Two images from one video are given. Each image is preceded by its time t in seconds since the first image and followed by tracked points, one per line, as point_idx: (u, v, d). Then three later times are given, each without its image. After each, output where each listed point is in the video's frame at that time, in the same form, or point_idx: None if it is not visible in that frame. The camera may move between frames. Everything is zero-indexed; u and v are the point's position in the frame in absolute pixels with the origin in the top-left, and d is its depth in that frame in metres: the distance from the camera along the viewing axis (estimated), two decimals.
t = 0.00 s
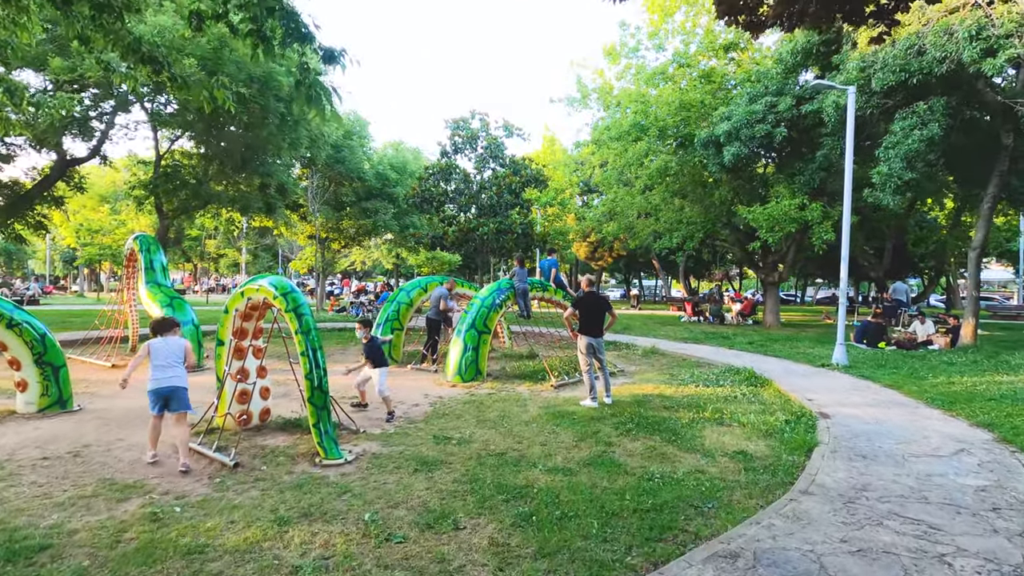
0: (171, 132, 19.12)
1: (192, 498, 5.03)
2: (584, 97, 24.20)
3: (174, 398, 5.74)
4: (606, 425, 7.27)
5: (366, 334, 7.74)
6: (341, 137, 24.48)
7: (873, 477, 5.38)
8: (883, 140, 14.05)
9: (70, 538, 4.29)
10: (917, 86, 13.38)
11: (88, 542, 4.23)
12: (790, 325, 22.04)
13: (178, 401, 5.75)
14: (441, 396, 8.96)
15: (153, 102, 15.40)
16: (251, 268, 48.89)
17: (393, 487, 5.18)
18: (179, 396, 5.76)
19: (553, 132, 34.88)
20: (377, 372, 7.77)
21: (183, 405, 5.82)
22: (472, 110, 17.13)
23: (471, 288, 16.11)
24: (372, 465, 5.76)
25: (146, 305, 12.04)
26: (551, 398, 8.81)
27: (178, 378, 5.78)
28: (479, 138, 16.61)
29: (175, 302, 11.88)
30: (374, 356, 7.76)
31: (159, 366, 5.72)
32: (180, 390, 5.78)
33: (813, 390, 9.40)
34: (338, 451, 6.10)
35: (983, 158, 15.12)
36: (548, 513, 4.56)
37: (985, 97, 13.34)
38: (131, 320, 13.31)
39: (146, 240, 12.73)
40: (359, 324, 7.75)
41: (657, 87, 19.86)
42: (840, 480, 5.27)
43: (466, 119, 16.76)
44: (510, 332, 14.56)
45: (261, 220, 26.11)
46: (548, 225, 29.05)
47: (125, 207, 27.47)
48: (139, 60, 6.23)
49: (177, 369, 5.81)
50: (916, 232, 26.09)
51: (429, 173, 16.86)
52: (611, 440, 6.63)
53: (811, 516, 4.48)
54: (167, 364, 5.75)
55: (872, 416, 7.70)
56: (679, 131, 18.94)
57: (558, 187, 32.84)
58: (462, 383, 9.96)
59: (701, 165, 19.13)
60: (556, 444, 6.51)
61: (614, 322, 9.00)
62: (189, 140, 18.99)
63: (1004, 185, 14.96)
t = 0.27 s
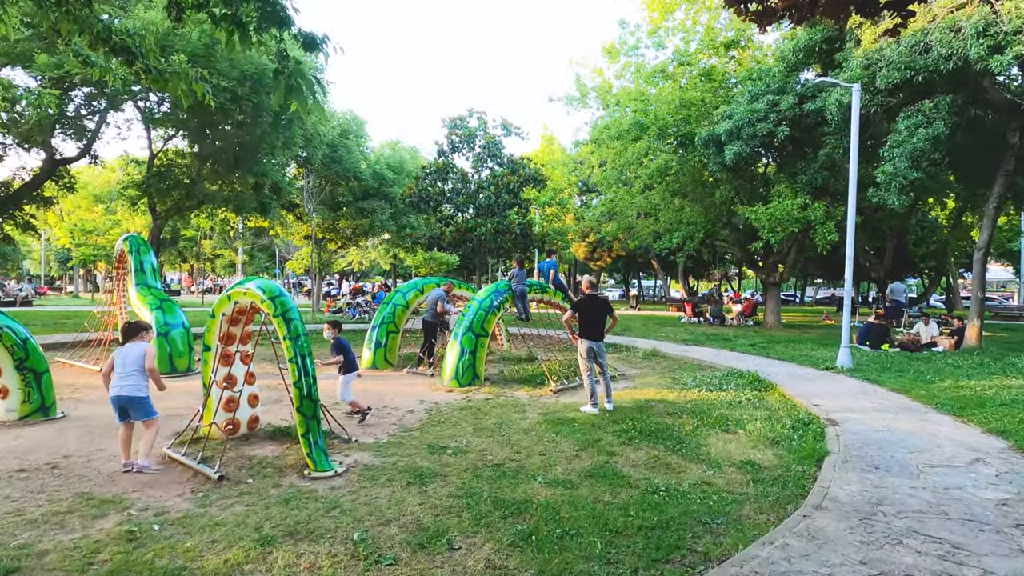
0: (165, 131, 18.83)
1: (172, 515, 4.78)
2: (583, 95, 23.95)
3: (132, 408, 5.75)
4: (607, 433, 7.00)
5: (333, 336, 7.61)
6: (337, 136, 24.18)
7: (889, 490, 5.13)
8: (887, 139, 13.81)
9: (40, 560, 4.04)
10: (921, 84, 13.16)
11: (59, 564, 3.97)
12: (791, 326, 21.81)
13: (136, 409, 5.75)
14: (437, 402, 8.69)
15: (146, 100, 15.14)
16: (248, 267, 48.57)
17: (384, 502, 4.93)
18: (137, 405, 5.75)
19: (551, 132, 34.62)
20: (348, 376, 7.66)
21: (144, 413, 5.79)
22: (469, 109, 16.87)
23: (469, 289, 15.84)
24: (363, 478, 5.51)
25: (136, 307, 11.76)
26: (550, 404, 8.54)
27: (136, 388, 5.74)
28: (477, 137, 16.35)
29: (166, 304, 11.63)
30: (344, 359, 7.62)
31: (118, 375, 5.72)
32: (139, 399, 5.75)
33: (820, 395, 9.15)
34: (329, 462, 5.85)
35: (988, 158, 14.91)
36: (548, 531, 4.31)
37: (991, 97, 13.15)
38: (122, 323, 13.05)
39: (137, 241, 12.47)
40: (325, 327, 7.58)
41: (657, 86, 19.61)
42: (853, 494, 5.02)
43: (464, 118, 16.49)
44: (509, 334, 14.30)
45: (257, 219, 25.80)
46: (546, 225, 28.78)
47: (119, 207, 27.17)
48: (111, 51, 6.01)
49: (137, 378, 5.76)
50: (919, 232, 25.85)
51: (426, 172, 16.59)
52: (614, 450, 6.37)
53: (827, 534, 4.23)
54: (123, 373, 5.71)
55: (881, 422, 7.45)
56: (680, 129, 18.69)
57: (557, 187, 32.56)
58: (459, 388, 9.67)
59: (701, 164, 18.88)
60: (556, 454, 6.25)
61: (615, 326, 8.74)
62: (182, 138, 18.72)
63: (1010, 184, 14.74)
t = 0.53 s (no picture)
0: (157, 128, 18.55)
1: (148, 527, 4.53)
2: (581, 94, 23.72)
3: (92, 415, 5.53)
4: (607, 438, 6.76)
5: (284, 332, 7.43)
6: (333, 135, 23.90)
7: (903, 498, 4.88)
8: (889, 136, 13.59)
9: None
10: (925, 80, 12.94)
11: None
12: (792, 326, 21.58)
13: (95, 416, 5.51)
14: (431, 405, 8.44)
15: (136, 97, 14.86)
16: (245, 268, 48.28)
17: (373, 513, 4.68)
18: (95, 412, 5.51)
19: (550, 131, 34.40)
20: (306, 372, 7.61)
21: (103, 421, 5.55)
22: (466, 106, 16.63)
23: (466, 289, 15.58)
24: (351, 486, 5.26)
25: (124, 308, 11.50)
26: (547, 407, 8.30)
27: (95, 394, 5.50)
28: (474, 134, 16.11)
29: (155, 305, 11.39)
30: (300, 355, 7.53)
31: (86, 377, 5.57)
32: (98, 406, 5.51)
33: (825, 397, 8.90)
34: (317, 469, 5.60)
35: (992, 155, 14.71)
36: (544, 545, 4.07)
37: (994, 93, 12.96)
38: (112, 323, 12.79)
39: (126, 240, 12.22)
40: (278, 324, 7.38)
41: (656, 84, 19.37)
42: (866, 503, 4.78)
43: (460, 115, 16.24)
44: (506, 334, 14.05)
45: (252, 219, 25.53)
46: (545, 225, 28.54)
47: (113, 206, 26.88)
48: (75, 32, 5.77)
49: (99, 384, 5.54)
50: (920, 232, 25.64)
51: (422, 171, 16.34)
52: (615, 456, 6.13)
53: (841, 548, 3.99)
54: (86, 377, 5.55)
55: (890, 425, 7.21)
56: (680, 127, 18.44)
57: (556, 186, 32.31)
58: (455, 391, 9.41)
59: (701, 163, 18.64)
60: (554, 460, 6.00)
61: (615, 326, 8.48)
62: (175, 137, 18.45)
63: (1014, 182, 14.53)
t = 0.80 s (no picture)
0: (149, 126, 18.29)
1: (120, 541, 4.27)
2: (580, 91, 23.45)
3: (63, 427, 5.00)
4: (605, 443, 6.51)
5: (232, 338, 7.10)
6: (329, 133, 23.63)
7: (916, 508, 4.63)
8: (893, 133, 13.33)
9: None
10: (929, 74, 12.70)
11: None
12: (792, 326, 21.35)
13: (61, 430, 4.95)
14: (424, 408, 8.18)
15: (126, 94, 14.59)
16: (242, 267, 48.03)
17: (356, 525, 4.43)
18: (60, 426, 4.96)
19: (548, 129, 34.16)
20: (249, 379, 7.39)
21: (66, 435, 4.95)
22: (462, 103, 16.36)
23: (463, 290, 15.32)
24: (336, 496, 5.01)
25: (112, 308, 11.24)
26: (544, 410, 8.04)
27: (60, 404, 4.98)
28: (470, 131, 15.84)
29: (143, 305, 11.12)
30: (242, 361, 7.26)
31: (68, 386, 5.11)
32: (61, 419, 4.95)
33: (829, 399, 8.66)
34: (302, 477, 5.35)
35: (995, 151, 14.49)
36: (538, 560, 3.83)
37: (999, 88, 12.73)
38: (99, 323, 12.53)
39: (114, 239, 11.96)
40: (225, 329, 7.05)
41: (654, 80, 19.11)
42: (877, 513, 4.54)
43: (457, 112, 15.97)
44: (503, 334, 13.79)
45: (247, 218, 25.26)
46: (544, 224, 28.36)
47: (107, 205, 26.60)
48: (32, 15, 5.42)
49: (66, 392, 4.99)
50: (921, 230, 25.42)
51: (417, 168, 16.07)
52: (614, 462, 5.88)
53: (853, 565, 3.74)
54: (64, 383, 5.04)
55: (898, 428, 6.97)
56: (679, 124, 18.19)
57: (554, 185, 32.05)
58: (449, 393, 9.14)
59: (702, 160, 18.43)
60: (550, 467, 5.75)
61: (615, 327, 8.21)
62: (167, 134, 18.16)
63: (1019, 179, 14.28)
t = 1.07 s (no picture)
0: (141, 125, 18.05)
1: (85, 558, 4.04)
2: (577, 90, 23.22)
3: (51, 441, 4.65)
4: (600, 450, 6.27)
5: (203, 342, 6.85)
6: (324, 132, 23.39)
7: (925, 522, 4.40)
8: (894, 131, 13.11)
9: None
10: (931, 72, 12.49)
11: None
12: (792, 327, 21.13)
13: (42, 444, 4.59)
14: (414, 413, 7.93)
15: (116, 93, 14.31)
16: (239, 268, 47.78)
17: (336, 541, 4.19)
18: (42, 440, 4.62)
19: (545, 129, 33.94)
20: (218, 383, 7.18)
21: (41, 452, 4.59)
22: (457, 101, 16.12)
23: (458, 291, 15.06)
24: (316, 508, 4.77)
25: (97, 310, 10.98)
26: (537, 415, 7.79)
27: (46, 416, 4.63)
28: (465, 130, 15.60)
29: (129, 307, 10.87)
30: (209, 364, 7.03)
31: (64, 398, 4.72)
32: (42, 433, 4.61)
33: (832, 403, 8.42)
34: (282, 489, 5.10)
35: (998, 151, 14.29)
36: None
37: (1002, 86, 12.56)
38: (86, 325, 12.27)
39: (101, 239, 11.71)
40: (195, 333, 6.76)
41: (653, 79, 18.90)
42: (884, 527, 4.31)
43: (452, 110, 15.74)
44: (498, 336, 13.55)
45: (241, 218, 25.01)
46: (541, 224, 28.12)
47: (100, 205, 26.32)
48: None
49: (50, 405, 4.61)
50: (921, 231, 25.21)
51: (412, 167, 15.83)
52: (609, 471, 5.64)
53: None
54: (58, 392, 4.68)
55: (903, 434, 6.73)
56: (677, 123, 17.98)
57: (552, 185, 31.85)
58: (441, 397, 8.89)
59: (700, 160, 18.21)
60: (542, 477, 5.51)
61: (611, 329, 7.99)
62: (158, 132, 17.91)
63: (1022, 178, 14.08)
